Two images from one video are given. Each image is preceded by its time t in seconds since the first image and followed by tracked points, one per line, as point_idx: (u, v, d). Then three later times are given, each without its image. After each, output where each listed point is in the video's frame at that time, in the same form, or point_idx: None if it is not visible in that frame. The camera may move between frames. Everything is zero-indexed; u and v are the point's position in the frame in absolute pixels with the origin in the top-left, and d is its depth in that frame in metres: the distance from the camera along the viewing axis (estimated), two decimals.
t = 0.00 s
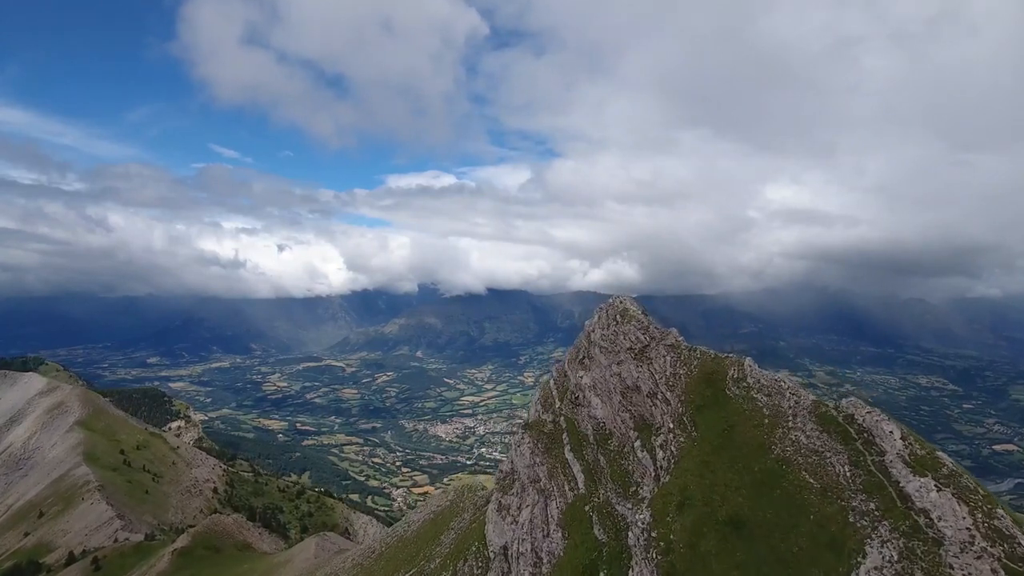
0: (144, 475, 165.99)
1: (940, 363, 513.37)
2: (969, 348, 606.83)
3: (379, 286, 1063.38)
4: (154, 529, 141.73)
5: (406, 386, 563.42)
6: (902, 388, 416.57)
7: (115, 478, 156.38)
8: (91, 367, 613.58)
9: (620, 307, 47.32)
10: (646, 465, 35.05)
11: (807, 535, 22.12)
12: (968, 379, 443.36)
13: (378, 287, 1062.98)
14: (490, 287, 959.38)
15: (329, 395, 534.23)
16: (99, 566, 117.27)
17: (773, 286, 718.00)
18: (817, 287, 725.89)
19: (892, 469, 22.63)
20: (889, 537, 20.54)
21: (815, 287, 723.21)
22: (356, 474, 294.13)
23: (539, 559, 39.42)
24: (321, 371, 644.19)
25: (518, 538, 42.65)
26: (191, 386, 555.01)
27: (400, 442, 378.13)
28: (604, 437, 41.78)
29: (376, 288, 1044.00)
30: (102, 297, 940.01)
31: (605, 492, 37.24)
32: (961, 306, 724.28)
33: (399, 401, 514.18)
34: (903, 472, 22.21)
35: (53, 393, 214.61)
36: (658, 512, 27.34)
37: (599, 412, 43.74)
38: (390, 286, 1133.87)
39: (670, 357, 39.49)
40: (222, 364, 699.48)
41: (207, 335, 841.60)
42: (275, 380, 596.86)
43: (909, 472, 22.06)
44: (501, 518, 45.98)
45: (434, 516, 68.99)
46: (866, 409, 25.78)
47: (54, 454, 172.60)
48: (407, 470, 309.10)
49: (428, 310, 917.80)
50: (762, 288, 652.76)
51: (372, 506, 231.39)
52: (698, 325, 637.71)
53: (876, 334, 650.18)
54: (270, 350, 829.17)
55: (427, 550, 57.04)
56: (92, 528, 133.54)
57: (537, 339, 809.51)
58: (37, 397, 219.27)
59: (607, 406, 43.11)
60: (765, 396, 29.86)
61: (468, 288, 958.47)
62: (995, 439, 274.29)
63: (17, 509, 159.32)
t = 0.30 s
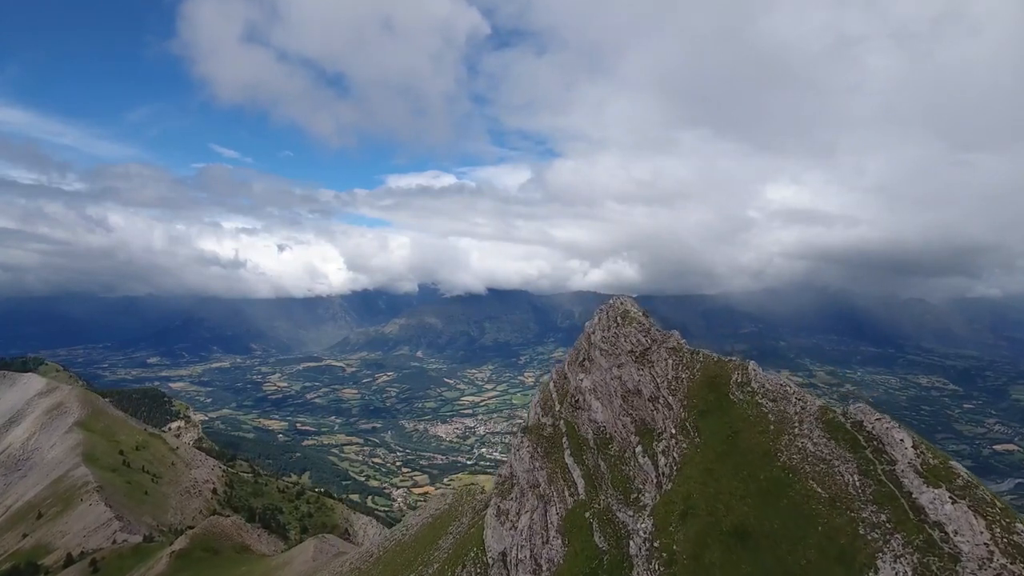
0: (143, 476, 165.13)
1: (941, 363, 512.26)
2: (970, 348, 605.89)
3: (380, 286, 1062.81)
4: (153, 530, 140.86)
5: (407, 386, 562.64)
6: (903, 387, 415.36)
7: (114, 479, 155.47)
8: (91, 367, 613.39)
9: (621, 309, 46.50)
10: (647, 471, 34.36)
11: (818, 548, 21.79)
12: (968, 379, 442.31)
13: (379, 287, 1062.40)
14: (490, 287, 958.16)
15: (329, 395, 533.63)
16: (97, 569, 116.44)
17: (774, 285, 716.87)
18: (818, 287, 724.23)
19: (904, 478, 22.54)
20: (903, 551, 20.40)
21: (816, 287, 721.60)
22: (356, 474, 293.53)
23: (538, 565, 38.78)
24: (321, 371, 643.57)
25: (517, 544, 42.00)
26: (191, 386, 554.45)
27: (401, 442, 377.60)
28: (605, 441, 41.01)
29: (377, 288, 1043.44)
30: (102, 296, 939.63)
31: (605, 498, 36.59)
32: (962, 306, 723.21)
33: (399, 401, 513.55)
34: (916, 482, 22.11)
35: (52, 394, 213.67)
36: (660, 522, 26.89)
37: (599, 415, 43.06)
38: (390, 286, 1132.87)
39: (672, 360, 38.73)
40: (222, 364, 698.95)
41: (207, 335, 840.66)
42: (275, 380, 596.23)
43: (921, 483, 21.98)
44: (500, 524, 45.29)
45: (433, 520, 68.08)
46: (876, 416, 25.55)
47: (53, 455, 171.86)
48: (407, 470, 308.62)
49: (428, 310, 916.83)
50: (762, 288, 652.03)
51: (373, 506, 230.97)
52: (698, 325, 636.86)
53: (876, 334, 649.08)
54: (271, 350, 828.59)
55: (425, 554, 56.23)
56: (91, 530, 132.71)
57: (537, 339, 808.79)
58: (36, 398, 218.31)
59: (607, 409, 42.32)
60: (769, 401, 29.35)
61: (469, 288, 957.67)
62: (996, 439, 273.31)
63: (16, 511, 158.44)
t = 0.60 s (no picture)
0: (143, 477, 164.55)
1: (941, 363, 511.14)
2: (970, 348, 604.46)
3: (380, 286, 1062.03)
4: (152, 531, 139.95)
5: (407, 386, 562.01)
6: (903, 387, 414.01)
7: (113, 480, 154.94)
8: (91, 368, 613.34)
9: (623, 311, 45.84)
10: (649, 477, 33.64)
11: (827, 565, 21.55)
12: (969, 379, 440.88)
13: (379, 287, 1061.75)
14: (490, 287, 957.12)
15: (329, 395, 533.11)
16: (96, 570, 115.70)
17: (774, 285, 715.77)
18: (818, 287, 722.70)
19: (917, 489, 22.32)
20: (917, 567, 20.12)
21: (816, 287, 720.00)
22: (356, 474, 293.11)
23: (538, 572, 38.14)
24: (321, 371, 642.68)
25: (517, 551, 41.27)
26: (191, 386, 553.93)
27: (401, 442, 377.08)
28: (606, 446, 40.27)
29: (377, 288, 1042.63)
30: (102, 296, 939.51)
31: (606, 504, 35.87)
32: (962, 306, 721.76)
33: (400, 401, 512.99)
34: (931, 494, 21.91)
35: (51, 395, 212.92)
36: (664, 532, 26.53)
37: (601, 419, 42.20)
38: (390, 286, 1131.85)
39: (673, 364, 38.11)
40: (223, 364, 699.07)
41: (207, 335, 840.42)
42: (275, 380, 595.76)
43: (939, 496, 21.69)
44: (499, 530, 44.67)
45: (431, 524, 67.46)
46: (888, 422, 25.39)
47: (52, 455, 171.06)
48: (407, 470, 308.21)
49: (428, 310, 915.97)
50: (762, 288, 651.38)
51: (374, 506, 230.48)
52: (698, 325, 636.00)
53: (877, 334, 647.92)
54: (271, 350, 828.04)
55: (422, 559, 55.49)
56: (90, 531, 131.96)
57: (537, 339, 808.07)
58: (35, 398, 217.56)
59: (608, 414, 41.62)
60: (773, 407, 29.02)
61: (469, 288, 957.49)
62: (997, 439, 272.50)
63: (14, 512, 157.59)
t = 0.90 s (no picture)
0: (142, 478, 163.67)
1: (942, 363, 509.86)
2: (971, 347, 602.65)
3: (381, 286, 1061.69)
4: (151, 533, 139.25)
5: (407, 386, 561.36)
6: (904, 387, 412.86)
7: (112, 481, 154.05)
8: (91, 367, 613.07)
9: (624, 313, 45.13)
10: (650, 485, 32.98)
11: None
12: (969, 379, 439.95)
13: (380, 287, 1061.31)
14: (491, 287, 956.10)
15: (329, 395, 532.44)
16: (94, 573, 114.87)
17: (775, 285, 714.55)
18: (819, 286, 721.12)
19: (930, 503, 23.02)
20: None
21: (817, 287, 718.35)
22: (357, 474, 292.65)
23: None
24: (321, 372, 642.08)
25: (515, 558, 40.56)
26: (192, 386, 553.33)
27: (401, 442, 376.60)
28: (606, 451, 39.54)
29: (377, 288, 1042.36)
30: (103, 297, 939.54)
31: (606, 512, 35.13)
32: (963, 305, 719.75)
33: (400, 401, 512.39)
34: (945, 508, 22.55)
35: (50, 395, 212.15)
36: (667, 544, 26.31)
37: (601, 424, 41.41)
38: (391, 286, 1131.24)
39: (676, 368, 37.30)
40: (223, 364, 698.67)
41: (208, 335, 839.58)
42: (276, 380, 595.19)
43: (952, 509, 22.41)
44: (498, 536, 43.80)
45: (430, 529, 66.64)
46: (898, 433, 26.10)
47: (52, 456, 170.42)
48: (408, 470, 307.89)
49: (428, 310, 914.97)
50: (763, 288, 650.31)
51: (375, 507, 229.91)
52: (698, 325, 634.68)
53: (877, 334, 646.39)
54: (271, 350, 827.49)
55: (421, 563, 54.67)
56: (89, 532, 131.02)
57: (538, 339, 807.05)
58: (35, 399, 216.84)
59: (608, 418, 40.84)
60: (780, 416, 29.17)
61: (469, 288, 955.90)
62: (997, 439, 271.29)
63: (13, 513, 156.82)
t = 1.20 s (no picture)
0: (141, 478, 162.88)
1: (942, 363, 509.05)
2: (971, 347, 601.56)
3: (381, 286, 1061.05)
4: (150, 534, 138.44)
5: (407, 387, 560.67)
6: (905, 387, 411.83)
7: (111, 482, 153.16)
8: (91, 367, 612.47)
9: (624, 315, 44.42)
10: (652, 494, 32.43)
11: None
12: (969, 379, 439.15)
13: (380, 287, 1060.66)
14: (491, 287, 954.98)
15: (329, 395, 531.68)
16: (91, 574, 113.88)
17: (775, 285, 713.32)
18: (819, 286, 719.44)
19: (946, 520, 23.86)
20: None
21: (818, 287, 716.53)
22: (357, 475, 292.11)
23: None
24: (321, 372, 641.18)
25: (512, 566, 39.84)
26: (192, 386, 552.47)
27: (401, 442, 376.11)
28: (606, 458, 38.75)
29: (378, 288, 1041.58)
30: (103, 296, 938.62)
31: (606, 520, 34.45)
32: (963, 305, 718.53)
33: (400, 401, 511.73)
34: (963, 525, 23.33)
35: (49, 396, 211.24)
36: (670, 558, 26.77)
37: (601, 431, 40.60)
38: (391, 286, 1130.10)
39: (678, 374, 36.46)
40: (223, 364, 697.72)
41: (208, 335, 838.35)
42: (276, 380, 594.40)
43: (971, 528, 23.16)
44: (496, 544, 42.96)
45: (427, 534, 65.64)
46: (914, 446, 27.10)
47: (50, 457, 169.56)
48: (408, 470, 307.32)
49: (428, 310, 913.83)
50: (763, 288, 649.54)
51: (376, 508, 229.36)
52: (699, 325, 633.51)
53: (878, 334, 645.31)
54: (271, 350, 826.63)
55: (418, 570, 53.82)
56: (87, 534, 130.07)
57: (538, 339, 806.17)
58: (34, 399, 215.94)
59: (609, 423, 40.09)
60: (787, 426, 29.89)
61: (469, 288, 954.42)
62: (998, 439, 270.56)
63: (12, 515, 155.84)
